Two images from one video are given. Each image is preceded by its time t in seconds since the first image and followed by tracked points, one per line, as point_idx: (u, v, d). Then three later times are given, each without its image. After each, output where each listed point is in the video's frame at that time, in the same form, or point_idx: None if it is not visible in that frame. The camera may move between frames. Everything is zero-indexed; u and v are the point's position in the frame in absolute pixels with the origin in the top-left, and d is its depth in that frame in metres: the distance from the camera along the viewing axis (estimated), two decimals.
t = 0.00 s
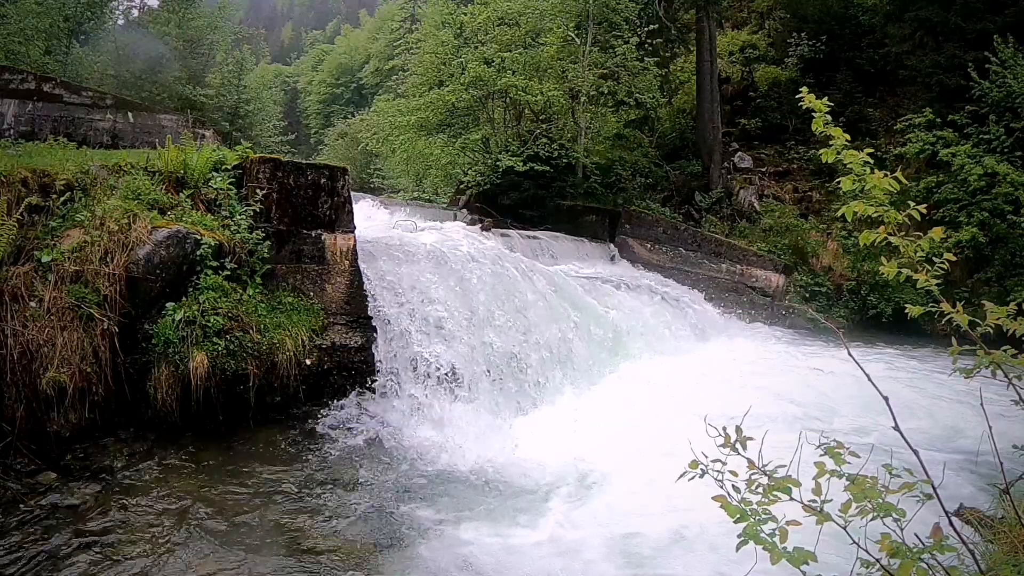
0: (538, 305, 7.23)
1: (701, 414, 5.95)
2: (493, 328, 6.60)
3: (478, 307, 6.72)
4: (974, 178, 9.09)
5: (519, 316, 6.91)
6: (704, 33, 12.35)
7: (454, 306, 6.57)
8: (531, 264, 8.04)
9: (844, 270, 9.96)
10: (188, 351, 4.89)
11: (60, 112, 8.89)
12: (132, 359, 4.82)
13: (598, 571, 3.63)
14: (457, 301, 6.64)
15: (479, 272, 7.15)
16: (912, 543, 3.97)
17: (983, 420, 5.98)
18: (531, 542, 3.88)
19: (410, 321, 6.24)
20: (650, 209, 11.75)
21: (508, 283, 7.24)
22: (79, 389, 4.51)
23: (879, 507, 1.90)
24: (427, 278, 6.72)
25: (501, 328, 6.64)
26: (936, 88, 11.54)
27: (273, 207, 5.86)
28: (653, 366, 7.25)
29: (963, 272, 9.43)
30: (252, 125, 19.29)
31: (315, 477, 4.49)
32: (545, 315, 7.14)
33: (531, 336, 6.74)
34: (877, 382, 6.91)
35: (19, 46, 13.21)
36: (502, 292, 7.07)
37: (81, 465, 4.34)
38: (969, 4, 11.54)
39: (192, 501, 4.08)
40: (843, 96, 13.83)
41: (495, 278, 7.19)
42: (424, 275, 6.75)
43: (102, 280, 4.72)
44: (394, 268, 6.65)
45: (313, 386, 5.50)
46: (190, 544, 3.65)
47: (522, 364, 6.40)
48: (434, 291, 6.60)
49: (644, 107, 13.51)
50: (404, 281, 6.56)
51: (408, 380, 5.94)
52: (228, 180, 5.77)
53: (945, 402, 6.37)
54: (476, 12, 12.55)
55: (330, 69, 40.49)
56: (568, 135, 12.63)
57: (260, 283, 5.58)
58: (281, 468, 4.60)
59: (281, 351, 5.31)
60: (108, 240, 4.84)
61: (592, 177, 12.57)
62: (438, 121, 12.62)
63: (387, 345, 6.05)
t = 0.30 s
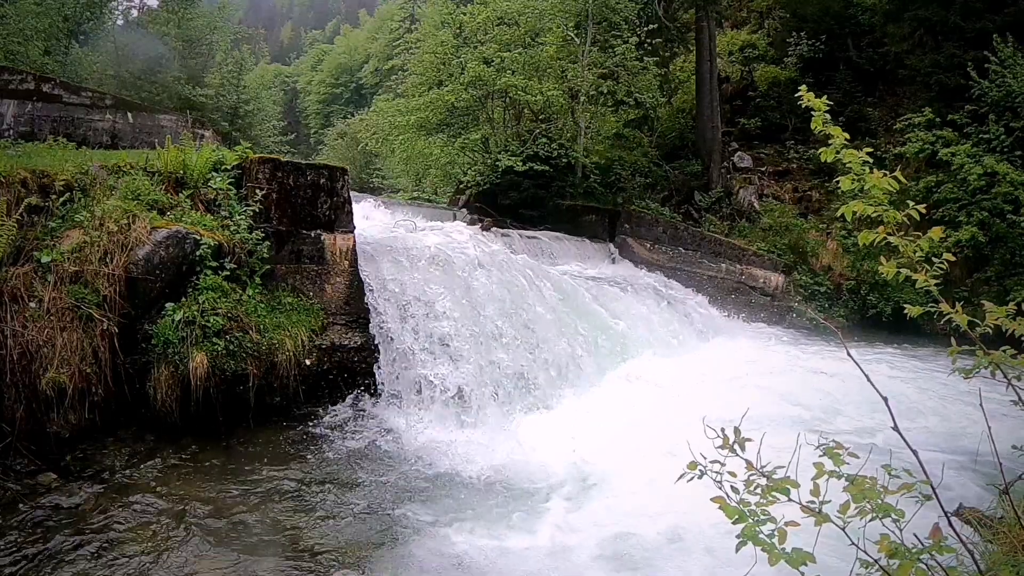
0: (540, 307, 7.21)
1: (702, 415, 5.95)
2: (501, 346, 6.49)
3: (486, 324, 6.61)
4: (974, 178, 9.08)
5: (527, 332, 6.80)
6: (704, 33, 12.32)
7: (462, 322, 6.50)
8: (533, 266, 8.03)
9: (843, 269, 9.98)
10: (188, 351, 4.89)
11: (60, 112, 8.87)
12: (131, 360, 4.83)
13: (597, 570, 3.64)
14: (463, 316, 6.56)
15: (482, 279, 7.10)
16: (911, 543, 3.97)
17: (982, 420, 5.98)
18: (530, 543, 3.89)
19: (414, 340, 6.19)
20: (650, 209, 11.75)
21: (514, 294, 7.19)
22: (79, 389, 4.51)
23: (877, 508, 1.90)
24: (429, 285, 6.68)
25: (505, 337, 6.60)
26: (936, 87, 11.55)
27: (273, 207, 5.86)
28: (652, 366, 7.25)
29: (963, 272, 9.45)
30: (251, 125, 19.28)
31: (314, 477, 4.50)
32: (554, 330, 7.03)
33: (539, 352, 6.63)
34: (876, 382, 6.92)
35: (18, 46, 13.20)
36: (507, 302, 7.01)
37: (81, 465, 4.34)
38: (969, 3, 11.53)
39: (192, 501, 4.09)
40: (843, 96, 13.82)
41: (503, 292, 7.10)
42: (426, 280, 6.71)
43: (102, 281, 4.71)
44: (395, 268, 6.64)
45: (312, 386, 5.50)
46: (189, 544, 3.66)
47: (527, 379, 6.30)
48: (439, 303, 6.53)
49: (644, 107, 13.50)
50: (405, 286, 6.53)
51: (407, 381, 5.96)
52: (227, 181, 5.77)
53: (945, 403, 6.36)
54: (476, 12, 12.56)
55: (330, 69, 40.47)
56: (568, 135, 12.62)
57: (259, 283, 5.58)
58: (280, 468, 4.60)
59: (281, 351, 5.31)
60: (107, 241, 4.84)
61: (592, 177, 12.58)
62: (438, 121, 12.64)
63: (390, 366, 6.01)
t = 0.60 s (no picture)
0: (540, 308, 7.21)
1: (702, 415, 5.94)
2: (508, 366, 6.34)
3: (493, 343, 6.47)
4: (973, 177, 9.09)
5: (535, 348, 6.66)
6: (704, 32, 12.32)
7: (469, 340, 6.35)
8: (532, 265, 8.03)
9: (843, 268, 9.95)
10: (188, 351, 4.89)
11: (59, 112, 8.85)
12: (131, 360, 4.83)
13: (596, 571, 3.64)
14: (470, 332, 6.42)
15: (486, 287, 7.00)
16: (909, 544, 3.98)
17: (981, 419, 5.99)
18: (530, 543, 3.89)
19: (415, 354, 6.09)
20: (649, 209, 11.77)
21: (514, 294, 7.17)
22: (78, 390, 4.51)
23: (876, 508, 1.91)
24: (432, 295, 6.55)
25: (505, 337, 6.59)
26: (935, 86, 11.56)
27: (272, 208, 5.86)
28: (652, 366, 7.25)
29: (962, 272, 9.45)
30: (250, 125, 19.29)
31: (312, 477, 4.50)
32: (563, 347, 6.87)
33: (545, 369, 6.52)
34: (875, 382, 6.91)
35: (17, 46, 13.20)
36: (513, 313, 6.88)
37: (81, 466, 4.35)
38: (968, 2, 11.53)
39: (191, 501, 4.10)
40: (842, 95, 13.81)
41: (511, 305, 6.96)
42: (428, 287, 6.61)
43: (101, 281, 4.71)
44: (394, 268, 6.64)
45: (312, 386, 5.50)
46: (190, 545, 3.66)
47: (534, 395, 6.17)
48: (441, 312, 6.42)
49: (644, 107, 13.51)
50: (405, 294, 6.43)
51: (410, 383, 5.97)
52: (227, 181, 5.76)
53: (945, 404, 6.35)
54: (475, 12, 12.54)
55: (329, 69, 40.48)
56: (567, 135, 12.63)
57: (258, 284, 5.59)
58: (279, 468, 4.61)
59: (280, 352, 5.31)
60: (106, 241, 4.83)
61: (591, 177, 12.59)
62: (437, 121, 12.64)
63: (389, 368, 5.99)
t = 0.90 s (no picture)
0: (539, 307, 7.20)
1: (700, 416, 5.95)
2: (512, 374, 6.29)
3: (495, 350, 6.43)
4: (972, 177, 9.09)
5: (538, 354, 6.63)
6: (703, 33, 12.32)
7: (473, 350, 6.28)
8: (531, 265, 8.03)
9: (843, 268, 9.97)
10: (187, 351, 4.89)
11: (59, 113, 8.85)
12: (130, 361, 4.83)
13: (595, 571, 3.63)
14: (475, 337, 6.41)
15: (490, 291, 6.97)
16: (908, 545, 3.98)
17: (979, 420, 5.99)
18: (530, 544, 3.90)
19: (414, 354, 6.09)
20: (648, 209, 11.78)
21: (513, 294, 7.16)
22: (77, 390, 4.51)
23: (874, 510, 1.91)
24: (434, 297, 6.51)
25: (504, 337, 6.58)
26: (934, 86, 11.56)
27: (271, 208, 5.86)
28: (651, 366, 7.26)
29: (961, 272, 9.46)
30: (250, 125, 19.31)
31: (311, 478, 4.50)
32: (565, 352, 6.84)
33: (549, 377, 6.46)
34: (874, 382, 6.92)
35: (16, 46, 13.21)
36: (518, 318, 6.85)
37: (80, 466, 4.35)
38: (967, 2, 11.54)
39: (190, 502, 4.09)
40: (841, 95, 13.82)
41: (516, 310, 6.90)
42: (430, 288, 6.58)
43: (100, 282, 4.71)
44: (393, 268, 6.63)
45: (310, 387, 5.50)
46: (188, 546, 3.66)
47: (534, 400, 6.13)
48: (441, 313, 6.41)
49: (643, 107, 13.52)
50: (406, 294, 6.40)
51: (410, 380, 5.98)
52: (226, 181, 5.75)
53: (944, 404, 6.34)
54: (475, 12, 12.54)
55: (328, 68, 40.49)
56: (566, 135, 12.62)
57: (258, 284, 5.59)
58: (277, 469, 4.61)
59: (279, 352, 5.31)
60: (105, 242, 4.82)
61: (591, 177, 12.61)
62: (436, 121, 12.65)
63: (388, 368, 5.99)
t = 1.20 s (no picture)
0: (537, 306, 7.20)
1: (699, 417, 5.95)
2: (514, 377, 6.26)
3: (503, 364, 6.32)
4: (971, 177, 9.10)
5: (540, 358, 6.57)
6: (702, 33, 12.32)
7: (474, 351, 6.28)
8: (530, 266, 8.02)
9: (843, 269, 10.00)
10: (187, 352, 4.89)
11: (58, 113, 8.83)
12: (129, 361, 4.83)
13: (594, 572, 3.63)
14: (480, 350, 6.32)
15: (488, 293, 6.97)
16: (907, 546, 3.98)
17: (979, 420, 5.99)
18: (530, 544, 3.90)
19: (413, 355, 6.07)
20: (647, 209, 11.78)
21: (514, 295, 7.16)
22: (76, 391, 4.51)
23: (873, 510, 1.92)
24: (436, 300, 6.51)
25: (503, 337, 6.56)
26: (934, 86, 11.58)
27: (270, 208, 5.87)
28: (651, 368, 7.26)
29: (960, 272, 9.47)
30: (249, 125, 19.31)
31: (309, 478, 4.50)
32: (566, 353, 6.81)
33: (550, 378, 6.44)
34: (873, 382, 6.92)
35: (15, 46, 13.23)
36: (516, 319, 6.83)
37: (79, 467, 4.34)
38: (966, 2, 11.56)
39: (190, 503, 4.10)
40: (840, 95, 13.82)
41: (523, 318, 6.83)
42: (428, 289, 6.58)
43: (100, 282, 4.72)
44: (392, 268, 6.61)
45: (310, 387, 5.50)
46: (188, 546, 3.66)
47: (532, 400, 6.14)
48: (441, 314, 6.41)
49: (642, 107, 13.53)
50: (407, 297, 6.40)
51: (410, 380, 5.97)
52: (225, 182, 5.74)
53: (944, 405, 6.34)
54: (474, 12, 12.55)
55: (328, 68, 40.51)
56: (566, 135, 12.60)
57: (257, 285, 5.58)
58: (275, 469, 4.60)
59: (278, 353, 5.31)
60: (104, 243, 4.82)
61: (590, 177, 12.57)
62: (435, 121, 12.66)
63: (388, 369, 5.97)
